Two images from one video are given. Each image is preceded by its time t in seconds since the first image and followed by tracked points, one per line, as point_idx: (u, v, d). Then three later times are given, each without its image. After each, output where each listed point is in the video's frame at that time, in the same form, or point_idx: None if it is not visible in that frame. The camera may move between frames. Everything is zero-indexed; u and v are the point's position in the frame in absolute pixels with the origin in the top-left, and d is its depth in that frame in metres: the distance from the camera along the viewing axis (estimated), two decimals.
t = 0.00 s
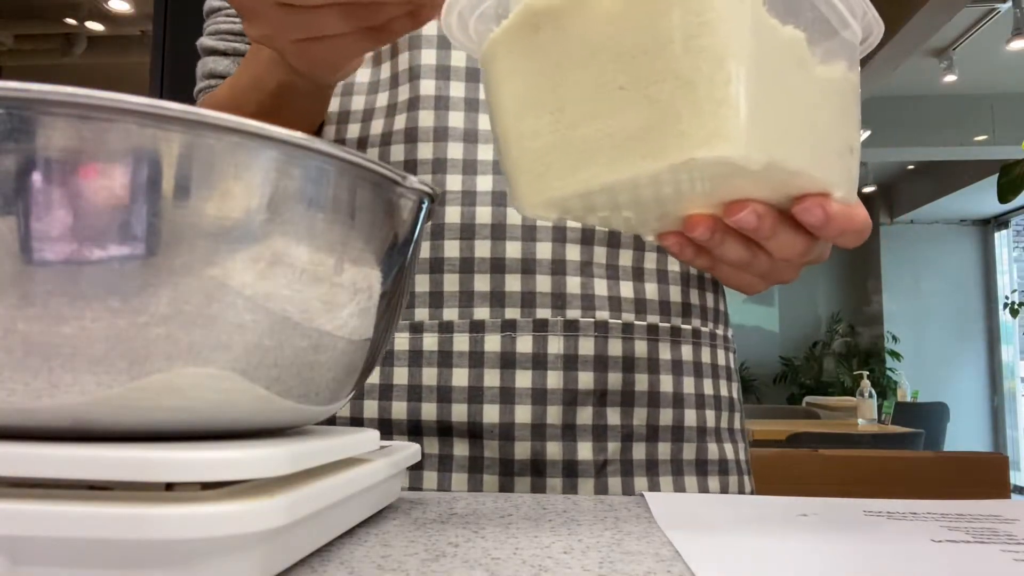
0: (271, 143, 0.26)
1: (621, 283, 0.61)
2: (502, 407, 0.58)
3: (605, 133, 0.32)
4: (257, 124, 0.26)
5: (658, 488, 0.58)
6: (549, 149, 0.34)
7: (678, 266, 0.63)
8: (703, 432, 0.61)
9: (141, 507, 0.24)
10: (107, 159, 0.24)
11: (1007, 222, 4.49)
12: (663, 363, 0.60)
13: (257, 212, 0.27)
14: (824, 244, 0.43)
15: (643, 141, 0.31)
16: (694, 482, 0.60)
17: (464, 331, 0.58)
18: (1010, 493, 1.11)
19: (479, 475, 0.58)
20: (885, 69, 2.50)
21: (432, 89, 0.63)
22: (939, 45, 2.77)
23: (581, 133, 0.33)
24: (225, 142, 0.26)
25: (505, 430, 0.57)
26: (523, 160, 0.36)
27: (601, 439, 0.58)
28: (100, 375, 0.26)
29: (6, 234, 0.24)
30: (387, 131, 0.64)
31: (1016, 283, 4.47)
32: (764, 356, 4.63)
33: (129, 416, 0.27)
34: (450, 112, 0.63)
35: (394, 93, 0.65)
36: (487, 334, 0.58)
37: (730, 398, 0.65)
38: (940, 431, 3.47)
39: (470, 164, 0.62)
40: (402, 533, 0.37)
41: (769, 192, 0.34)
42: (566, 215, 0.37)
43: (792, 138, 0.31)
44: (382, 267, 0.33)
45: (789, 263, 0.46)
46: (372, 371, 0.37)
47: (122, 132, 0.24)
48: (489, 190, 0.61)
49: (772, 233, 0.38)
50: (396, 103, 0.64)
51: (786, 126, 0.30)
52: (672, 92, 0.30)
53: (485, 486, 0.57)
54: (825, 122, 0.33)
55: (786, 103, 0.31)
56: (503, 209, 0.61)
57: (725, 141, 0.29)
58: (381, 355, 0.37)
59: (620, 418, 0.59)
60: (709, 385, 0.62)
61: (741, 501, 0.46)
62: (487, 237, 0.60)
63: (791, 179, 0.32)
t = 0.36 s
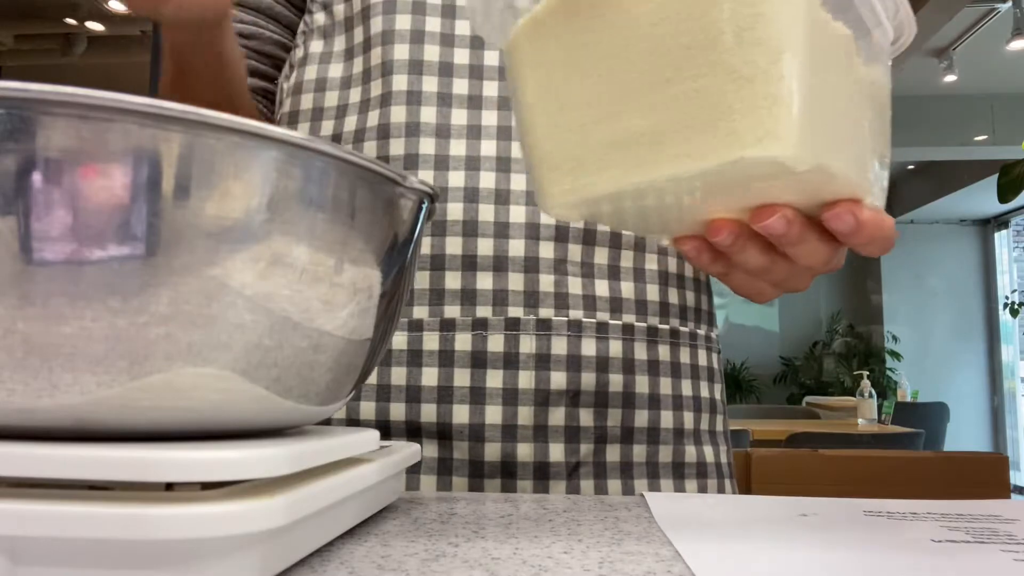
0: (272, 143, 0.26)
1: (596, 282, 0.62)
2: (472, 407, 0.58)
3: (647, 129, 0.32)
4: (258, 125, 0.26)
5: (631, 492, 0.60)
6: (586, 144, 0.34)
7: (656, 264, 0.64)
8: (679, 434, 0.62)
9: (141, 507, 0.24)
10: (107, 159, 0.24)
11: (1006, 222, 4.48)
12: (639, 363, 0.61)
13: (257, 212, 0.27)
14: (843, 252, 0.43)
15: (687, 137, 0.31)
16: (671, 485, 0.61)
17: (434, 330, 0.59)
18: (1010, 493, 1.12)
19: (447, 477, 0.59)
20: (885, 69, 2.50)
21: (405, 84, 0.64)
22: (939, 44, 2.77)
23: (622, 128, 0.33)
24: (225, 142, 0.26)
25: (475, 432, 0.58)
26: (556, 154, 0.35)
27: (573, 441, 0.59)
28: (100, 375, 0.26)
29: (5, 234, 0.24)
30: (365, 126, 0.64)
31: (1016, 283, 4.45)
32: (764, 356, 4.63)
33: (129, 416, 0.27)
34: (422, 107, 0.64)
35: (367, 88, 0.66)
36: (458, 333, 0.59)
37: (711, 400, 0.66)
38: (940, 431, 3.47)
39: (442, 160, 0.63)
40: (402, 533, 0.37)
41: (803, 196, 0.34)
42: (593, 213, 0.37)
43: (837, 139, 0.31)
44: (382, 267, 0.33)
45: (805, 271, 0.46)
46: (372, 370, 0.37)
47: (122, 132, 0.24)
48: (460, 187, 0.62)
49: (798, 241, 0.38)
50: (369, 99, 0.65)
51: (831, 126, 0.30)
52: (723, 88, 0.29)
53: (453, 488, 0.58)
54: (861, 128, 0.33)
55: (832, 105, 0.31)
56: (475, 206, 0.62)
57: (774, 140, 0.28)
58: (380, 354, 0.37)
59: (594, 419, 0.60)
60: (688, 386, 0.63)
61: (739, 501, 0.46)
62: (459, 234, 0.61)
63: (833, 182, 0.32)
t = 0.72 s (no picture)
0: (271, 143, 0.26)
1: (579, 281, 0.62)
2: (454, 408, 0.58)
3: (777, 104, 0.30)
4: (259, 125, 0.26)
5: (615, 492, 0.60)
6: (698, 124, 0.32)
7: (640, 263, 0.64)
8: (663, 434, 0.62)
9: (141, 506, 0.24)
10: (107, 160, 0.24)
11: (1006, 222, 4.48)
12: (623, 364, 0.61)
13: (256, 212, 0.27)
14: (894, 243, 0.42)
15: (830, 110, 0.30)
16: (654, 485, 0.61)
17: (414, 330, 0.59)
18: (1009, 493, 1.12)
19: (429, 479, 0.59)
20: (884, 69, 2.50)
21: (385, 80, 0.64)
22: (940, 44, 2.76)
23: (746, 104, 0.31)
24: (225, 141, 0.25)
25: (456, 432, 0.58)
26: (660, 135, 0.33)
27: (555, 442, 0.59)
28: (100, 375, 0.26)
29: (5, 234, 0.24)
30: (345, 124, 0.65)
31: (1016, 283, 4.45)
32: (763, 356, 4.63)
33: (128, 416, 0.27)
34: (405, 104, 0.64)
35: (346, 85, 0.66)
36: (439, 333, 0.59)
37: (696, 399, 0.67)
38: (940, 432, 3.47)
39: (424, 158, 0.63)
40: (402, 533, 0.37)
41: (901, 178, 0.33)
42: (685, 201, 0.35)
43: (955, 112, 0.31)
44: (382, 267, 0.33)
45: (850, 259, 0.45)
46: (372, 370, 0.37)
47: (122, 132, 0.24)
48: (441, 186, 0.62)
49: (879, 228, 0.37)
50: (349, 97, 0.66)
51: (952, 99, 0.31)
52: (868, 56, 0.29)
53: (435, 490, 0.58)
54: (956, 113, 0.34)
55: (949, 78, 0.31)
56: (456, 204, 0.62)
57: (926, 111, 0.29)
58: (381, 355, 0.37)
59: (576, 420, 0.60)
60: (672, 386, 0.64)
61: (738, 501, 0.46)
62: (440, 234, 0.61)
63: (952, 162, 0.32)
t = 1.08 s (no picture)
0: (272, 142, 0.26)
1: (569, 279, 0.62)
2: (443, 408, 0.58)
3: (759, 98, 0.30)
4: (259, 124, 0.26)
5: (605, 492, 0.60)
6: (682, 116, 0.32)
7: (630, 262, 0.64)
8: (653, 433, 0.62)
9: (141, 506, 0.24)
10: (106, 159, 0.24)
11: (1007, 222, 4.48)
12: (614, 363, 0.61)
13: (257, 212, 0.27)
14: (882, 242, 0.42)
15: (810, 102, 0.29)
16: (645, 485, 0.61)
17: (405, 329, 0.59)
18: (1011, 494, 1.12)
19: (418, 479, 0.59)
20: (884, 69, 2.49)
21: (374, 78, 0.64)
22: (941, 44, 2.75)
23: (728, 95, 0.31)
24: (225, 141, 0.25)
25: (446, 432, 0.58)
26: (643, 125, 0.33)
27: (546, 441, 0.59)
28: (100, 374, 0.26)
29: (6, 233, 0.24)
30: (333, 121, 0.65)
31: (1016, 283, 4.45)
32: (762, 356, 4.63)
33: (129, 415, 0.27)
34: (394, 101, 0.64)
35: (335, 82, 0.66)
36: (429, 332, 0.59)
37: (687, 399, 0.67)
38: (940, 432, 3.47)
39: (412, 156, 0.63)
40: (402, 533, 0.37)
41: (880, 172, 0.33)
42: (669, 187, 0.35)
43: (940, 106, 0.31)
44: (381, 267, 0.33)
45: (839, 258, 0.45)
46: (371, 370, 0.37)
47: (122, 132, 0.24)
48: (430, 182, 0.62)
49: (866, 224, 0.37)
50: (338, 94, 0.66)
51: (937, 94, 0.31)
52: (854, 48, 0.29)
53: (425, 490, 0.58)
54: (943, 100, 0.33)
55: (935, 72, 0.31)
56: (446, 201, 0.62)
57: (907, 105, 0.28)
58: (380, 354, 0.37)
59: (566, 419, 0.60)
60: (663, 386, 0.64)
61: (737, 501, 0.46)
62: (430, 232, 0.61)
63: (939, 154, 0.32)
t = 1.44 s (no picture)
0: (274, 142, 0.26)
1: (567, 278, 0.62)
2: (439, 407, 0.58)
3: (719, 85, 0.30)
4: (261, 124, 0.26)
5: (602, 492, 0.60)
6: (647, 104, 0.32)
7: (628, 261, 0.64)
8: (651, 433, 0.63)
9: (142, 506, 0.24)
10: (107, 158, 0.24)
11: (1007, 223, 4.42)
12: (612, 363, 0.61)
13: (259, 212, 0.27)
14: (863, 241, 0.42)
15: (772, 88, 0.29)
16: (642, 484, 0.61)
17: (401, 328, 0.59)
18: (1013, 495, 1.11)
19: (414, 479, 0.58)
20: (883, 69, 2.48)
21: (371, 75, 0.64)
22: (941, 44, 2.75)
23: (689, 83, 0.31)
24: (227, 141, 0.25)
25: (442, 431, 0.58)
26: (609, 113, 0.33)
27: (542, 441, 0.59)
28: (101, 373, 0.26)
29: (7, 233, 0.24)
30: (331, 118, 0.65)
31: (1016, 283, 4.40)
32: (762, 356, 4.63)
33: (130, 414, 0.27)
34: (392, 99, 0.64)
35: (332, 79, 0.66)
36: (425, 331, 0.59)
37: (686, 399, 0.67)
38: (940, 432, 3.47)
39: (410, 154, 0.63)
40: (402, 533, 0.37)
41: (848, 163, 0.33)
42: (638, 177, 0.36)
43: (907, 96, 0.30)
44: (382, 268, 0.33)
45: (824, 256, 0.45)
46: (372, 370, 0.37)
47: (124, 131, 0.24)
48: (428, 180, 0.62)
49: (838, 217, 0.37)
50: (335, 91, 0.66)
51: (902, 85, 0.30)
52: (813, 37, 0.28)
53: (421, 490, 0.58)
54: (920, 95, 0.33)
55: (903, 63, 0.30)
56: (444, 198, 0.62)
57: (864, 92, 0.28)
58: (381, 355, 0.37)
59: (564, 419, 0.60)
60: (661, 385, 0.64)
61: (737, 501, 0.46)
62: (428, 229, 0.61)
63: (907, 146, 0.31)
